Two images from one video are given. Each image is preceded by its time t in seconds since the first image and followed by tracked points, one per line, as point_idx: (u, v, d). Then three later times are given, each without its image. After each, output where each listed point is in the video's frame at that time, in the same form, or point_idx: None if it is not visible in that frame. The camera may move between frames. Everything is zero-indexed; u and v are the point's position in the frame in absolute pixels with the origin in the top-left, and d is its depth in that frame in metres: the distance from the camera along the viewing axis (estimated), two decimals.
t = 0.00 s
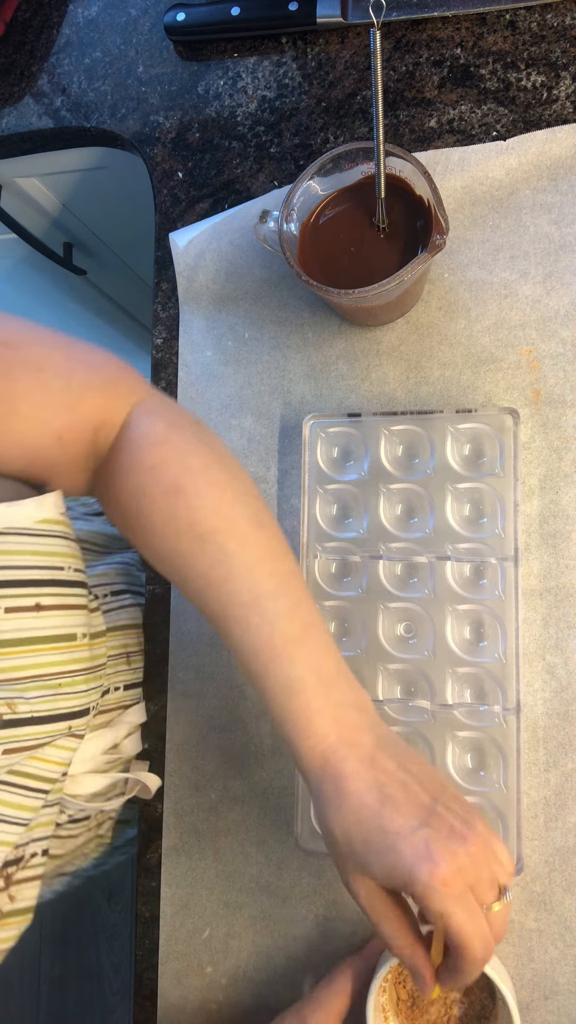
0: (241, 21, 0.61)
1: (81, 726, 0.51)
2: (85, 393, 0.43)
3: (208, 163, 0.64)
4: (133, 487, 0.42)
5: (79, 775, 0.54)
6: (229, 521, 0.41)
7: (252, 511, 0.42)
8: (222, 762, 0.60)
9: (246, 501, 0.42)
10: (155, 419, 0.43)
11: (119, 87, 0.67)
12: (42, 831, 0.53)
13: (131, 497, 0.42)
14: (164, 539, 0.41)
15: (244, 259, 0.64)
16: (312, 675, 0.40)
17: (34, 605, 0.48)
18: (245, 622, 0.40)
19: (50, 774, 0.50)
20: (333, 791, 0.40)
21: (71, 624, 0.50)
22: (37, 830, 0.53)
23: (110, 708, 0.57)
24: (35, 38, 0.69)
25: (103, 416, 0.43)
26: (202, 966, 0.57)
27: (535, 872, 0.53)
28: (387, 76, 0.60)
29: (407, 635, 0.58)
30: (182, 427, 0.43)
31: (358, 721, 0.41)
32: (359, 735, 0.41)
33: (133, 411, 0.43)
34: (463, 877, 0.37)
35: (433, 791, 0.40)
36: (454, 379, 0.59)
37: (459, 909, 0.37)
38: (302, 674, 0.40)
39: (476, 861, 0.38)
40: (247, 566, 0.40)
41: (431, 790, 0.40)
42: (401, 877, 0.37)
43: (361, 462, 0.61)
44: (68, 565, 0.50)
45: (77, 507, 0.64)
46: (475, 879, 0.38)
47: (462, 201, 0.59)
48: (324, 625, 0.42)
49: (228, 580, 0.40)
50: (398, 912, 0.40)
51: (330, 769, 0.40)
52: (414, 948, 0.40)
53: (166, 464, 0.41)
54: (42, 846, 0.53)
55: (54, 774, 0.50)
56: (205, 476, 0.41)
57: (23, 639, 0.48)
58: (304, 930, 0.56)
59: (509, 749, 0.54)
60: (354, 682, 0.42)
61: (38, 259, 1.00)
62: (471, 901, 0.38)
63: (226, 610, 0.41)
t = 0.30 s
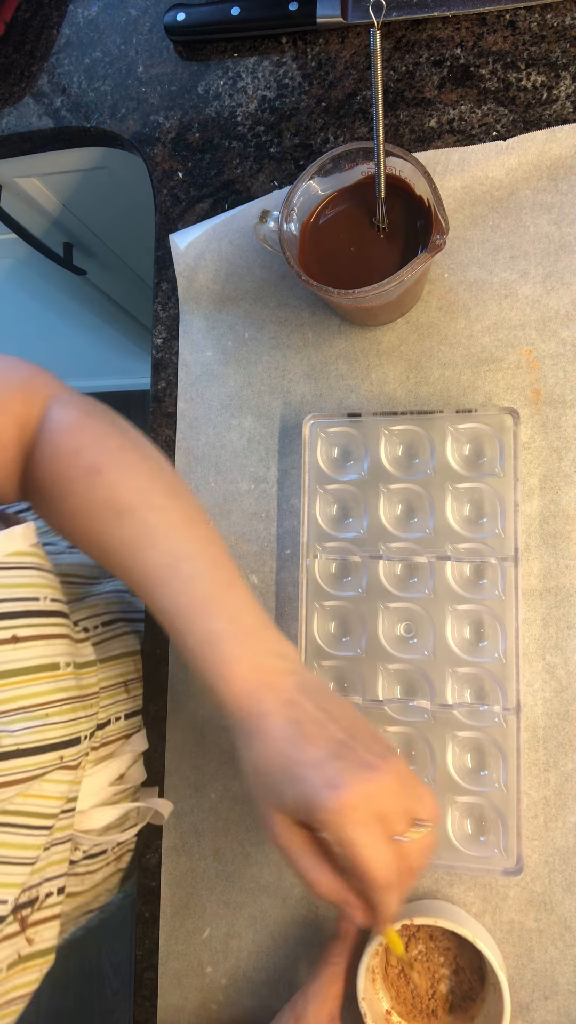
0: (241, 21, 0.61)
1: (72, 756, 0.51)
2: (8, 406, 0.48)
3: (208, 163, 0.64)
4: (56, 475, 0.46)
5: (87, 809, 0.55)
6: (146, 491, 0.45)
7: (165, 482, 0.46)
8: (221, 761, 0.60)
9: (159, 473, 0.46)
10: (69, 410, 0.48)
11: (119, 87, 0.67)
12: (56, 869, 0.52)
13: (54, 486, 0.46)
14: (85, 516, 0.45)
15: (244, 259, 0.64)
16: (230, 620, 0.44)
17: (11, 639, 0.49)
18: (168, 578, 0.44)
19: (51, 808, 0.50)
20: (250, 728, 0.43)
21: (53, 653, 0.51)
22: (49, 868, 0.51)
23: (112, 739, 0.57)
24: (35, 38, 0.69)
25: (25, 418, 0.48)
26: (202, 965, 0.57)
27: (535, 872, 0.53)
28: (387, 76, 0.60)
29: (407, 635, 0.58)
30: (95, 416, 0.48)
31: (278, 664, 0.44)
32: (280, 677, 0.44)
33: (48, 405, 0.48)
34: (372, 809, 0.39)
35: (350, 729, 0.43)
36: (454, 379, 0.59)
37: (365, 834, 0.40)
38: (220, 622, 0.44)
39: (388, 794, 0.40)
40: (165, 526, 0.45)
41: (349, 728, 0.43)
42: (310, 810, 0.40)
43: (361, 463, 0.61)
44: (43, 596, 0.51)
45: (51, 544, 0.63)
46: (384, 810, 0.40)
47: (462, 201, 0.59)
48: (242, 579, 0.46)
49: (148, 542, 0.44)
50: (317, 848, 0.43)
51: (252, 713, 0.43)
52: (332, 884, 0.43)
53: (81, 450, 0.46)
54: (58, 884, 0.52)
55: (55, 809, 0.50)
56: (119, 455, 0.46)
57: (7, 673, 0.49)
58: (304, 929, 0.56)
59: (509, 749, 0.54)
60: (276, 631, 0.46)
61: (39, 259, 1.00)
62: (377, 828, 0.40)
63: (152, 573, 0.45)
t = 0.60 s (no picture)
0: (241, 21, 0.61)
1: (58, 781, 0.47)
2: None
3: (208, 163, 0.64)
4: (13, 500, 0.43)
5: (82, 832, 0.51)
6: (109, 513, 0.42)
7: (127, 500, 0.43)
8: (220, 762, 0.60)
9: (121, 492, 0.43)
10: (31, 429, 0.44)
11: (119, 87, 0.67)
12: (51, 895, 0.48)
13: (13, 510, 0.43)
14: (46, 541, 0.43)
15: (244, 259, 0.64)
16: (190, 643, 0.43)
17: None
18: (127, 604, 0.42)
19: (42, 833, 0.45)
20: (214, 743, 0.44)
21: (33, 680, 0.46)
22: (43, 895, 0.47)
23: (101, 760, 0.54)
24: (35, 38, 0.69)
25: None
26: (202, 966, 0.57)
27: (535, 872, 0.53)
28: (387, 76, 0.60)
29: (407, 635, 0.58)
30: (57, 433, 0.44)
31: (237, 677, 0.44)
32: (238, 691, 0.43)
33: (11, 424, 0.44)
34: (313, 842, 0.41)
35: (299, 753, 0.43)
36: (454, 379, 0.59)
37: (309, 868, 0.41)
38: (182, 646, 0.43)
39: (329, 823, 0.41)
40: (125, 553, 0.42)
41: (301, 751, 0.43)
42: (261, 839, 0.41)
43: (361, 462, 0.61)
44: (19, 625, 0.45)
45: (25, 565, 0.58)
46: (327, 839, 0.41)
47: (462, 201, 0.59)
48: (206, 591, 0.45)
49: (107, 570, 0.42)
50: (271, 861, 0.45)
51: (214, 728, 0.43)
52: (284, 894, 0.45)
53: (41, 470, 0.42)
54: (54, 909, 0.48)
55: (46, 834, 0.46)
56: (81, 478, 0.42)
57: None
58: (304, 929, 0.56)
59: (509, 749, 0.54)
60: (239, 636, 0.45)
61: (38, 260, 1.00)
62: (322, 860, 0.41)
63: (111, 599, 0.43)
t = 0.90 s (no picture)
0: (241, 21, 0.61)
1: (52, 770, 0.47)
2: None
3: (208, 163, 0.64)
4: None
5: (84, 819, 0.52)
6: (97, 511, 0.42)
7: (111, 497, 0.44)
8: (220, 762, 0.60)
9: (103, 489, 0.44)
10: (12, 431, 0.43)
11: (118, 87, 0.67)
12: (52, 884, 0.48)
13: None
14: (33, 542, 0.43)
15: (244, 259, 0.64)
16: (184, 631, 0.43)
17: None
18: (120, 597, 0.42)
19: (39, 823, 0.46)
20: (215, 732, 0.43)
21: (23, 670, 0.45)
22: (43, 885, 0.47)
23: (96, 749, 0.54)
24: (34, 38, 0.69)
25: None
26: (202, 966, 0.57)
27: (535, 872, 0.53)
28: (387, 76, 0.60)
29: (407, 635, 0.58)
30: (38, 434, 0.44)
31: (231, 664, 0.44)
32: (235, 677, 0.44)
33: None
34: (339, 787, 0.40)
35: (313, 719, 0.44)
36: (454, 379, 0.59)
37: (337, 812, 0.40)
38: (176, 636, 0.43)
39: (355, 773, 0.41)
40: (114, 548, 0.42)
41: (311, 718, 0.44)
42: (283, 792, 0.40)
43: (361, 462, 0.61)
44: (8, 617, 0.44)
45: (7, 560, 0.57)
46: (353, 790, 0.41)
47: (462, 201, 0.59)
48: (194, 583, 0.45)
49: (98, 565, 0.42)
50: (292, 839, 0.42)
51: (213, 717, 0.43)
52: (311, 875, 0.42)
53: (25, 470, 0.42)
54: (56, 900, 0.48)
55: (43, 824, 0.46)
56: (66, 476, 0.43)
57: None
58: (304, 929, 0.56)
59: (509, 750, 0.54)
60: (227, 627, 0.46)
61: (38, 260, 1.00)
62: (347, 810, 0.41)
63: (104, 594, 0.43)
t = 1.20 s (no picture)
0: (241, 21, 0.61)
1: (52, 783, 0.47)
2: None
3: (208, 163, 0.64)
4: (13, 488, 0.43)
5: (80, 824, 0.52)
6: (110, 505, 0.43)
7: (128, 492, 0.44)
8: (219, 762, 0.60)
9: (121, 484, 0.44)
10: (32, 420, 0.45)
11: (118, 87, 0.67)
12: (40, 892, 0.47)
13: (11, 500, 0.44)
14: (46, 532, 0.43)
15: (244, 259, 0.64)
16: (189, 634, 0.43)
17: None
18: (129, 594, 0.43)
19: (31, 834, 0.45)
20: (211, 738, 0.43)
21: (32, 679, 0.46)
22: (32, 893, 0.47)
23: (97, 754, 0.54)
24: (34, 38, 0.69)
25: None
26: (202, 966, 0.58)
27: (535, 872, 0.53)
28: (387, 76, 0.60)
29: (407, 635, 0.59)
30: (59, 423, 0.45)
31: (236, 671, 0.43)
32: (236, 685, 0.43)
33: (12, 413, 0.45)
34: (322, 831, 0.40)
35: (305, 743, 0.42)
36: (454, 379, 0.59)
37: (322, 853, 0.41)
38: (180, 639, 0.43)
39: (339, 809, 0.41)
40: (126, 545, 0.43)
41: (303, 739, 0.43)
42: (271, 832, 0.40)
43: (361, 463, 0.61)
44: (22, 621, 0.46)
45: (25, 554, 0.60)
46: (338, 826, 0.41)
47: (462, 201, 0.59)
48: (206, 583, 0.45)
49: (108, 560, 0.43)
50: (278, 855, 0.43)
51: (218, 728, 0.43)
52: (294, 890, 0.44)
53: (43, 460, 0.43)
54: (45, 908, 0.48)
55: (36, 833, 0.46)
56: (83, 468, 0.43)
57: None
58: (304, 929, 0.56)
59: (509, 750, 0.54)
60: (238, 633, 0.45)
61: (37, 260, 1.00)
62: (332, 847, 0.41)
63: (112, 588, 0.43)
